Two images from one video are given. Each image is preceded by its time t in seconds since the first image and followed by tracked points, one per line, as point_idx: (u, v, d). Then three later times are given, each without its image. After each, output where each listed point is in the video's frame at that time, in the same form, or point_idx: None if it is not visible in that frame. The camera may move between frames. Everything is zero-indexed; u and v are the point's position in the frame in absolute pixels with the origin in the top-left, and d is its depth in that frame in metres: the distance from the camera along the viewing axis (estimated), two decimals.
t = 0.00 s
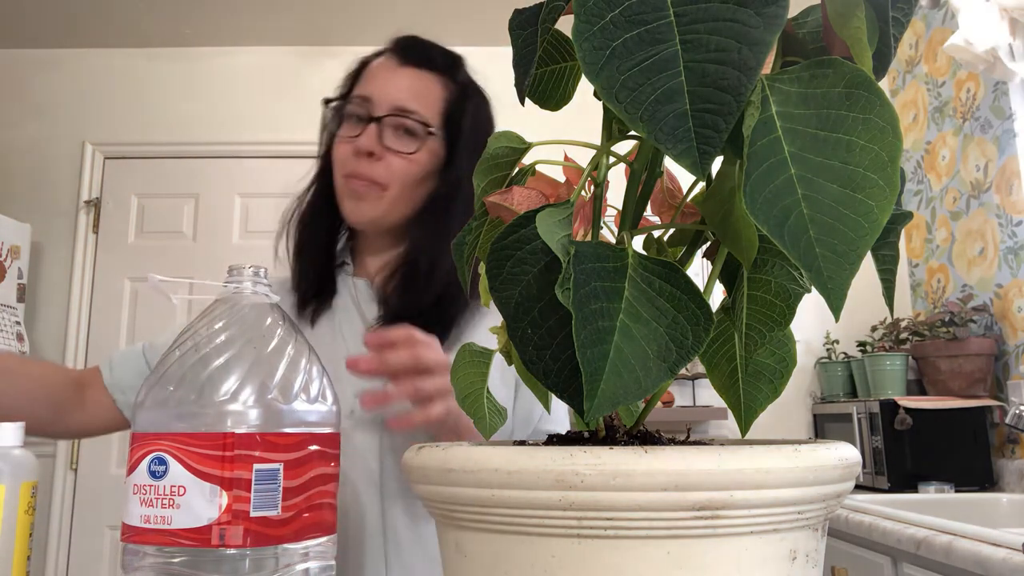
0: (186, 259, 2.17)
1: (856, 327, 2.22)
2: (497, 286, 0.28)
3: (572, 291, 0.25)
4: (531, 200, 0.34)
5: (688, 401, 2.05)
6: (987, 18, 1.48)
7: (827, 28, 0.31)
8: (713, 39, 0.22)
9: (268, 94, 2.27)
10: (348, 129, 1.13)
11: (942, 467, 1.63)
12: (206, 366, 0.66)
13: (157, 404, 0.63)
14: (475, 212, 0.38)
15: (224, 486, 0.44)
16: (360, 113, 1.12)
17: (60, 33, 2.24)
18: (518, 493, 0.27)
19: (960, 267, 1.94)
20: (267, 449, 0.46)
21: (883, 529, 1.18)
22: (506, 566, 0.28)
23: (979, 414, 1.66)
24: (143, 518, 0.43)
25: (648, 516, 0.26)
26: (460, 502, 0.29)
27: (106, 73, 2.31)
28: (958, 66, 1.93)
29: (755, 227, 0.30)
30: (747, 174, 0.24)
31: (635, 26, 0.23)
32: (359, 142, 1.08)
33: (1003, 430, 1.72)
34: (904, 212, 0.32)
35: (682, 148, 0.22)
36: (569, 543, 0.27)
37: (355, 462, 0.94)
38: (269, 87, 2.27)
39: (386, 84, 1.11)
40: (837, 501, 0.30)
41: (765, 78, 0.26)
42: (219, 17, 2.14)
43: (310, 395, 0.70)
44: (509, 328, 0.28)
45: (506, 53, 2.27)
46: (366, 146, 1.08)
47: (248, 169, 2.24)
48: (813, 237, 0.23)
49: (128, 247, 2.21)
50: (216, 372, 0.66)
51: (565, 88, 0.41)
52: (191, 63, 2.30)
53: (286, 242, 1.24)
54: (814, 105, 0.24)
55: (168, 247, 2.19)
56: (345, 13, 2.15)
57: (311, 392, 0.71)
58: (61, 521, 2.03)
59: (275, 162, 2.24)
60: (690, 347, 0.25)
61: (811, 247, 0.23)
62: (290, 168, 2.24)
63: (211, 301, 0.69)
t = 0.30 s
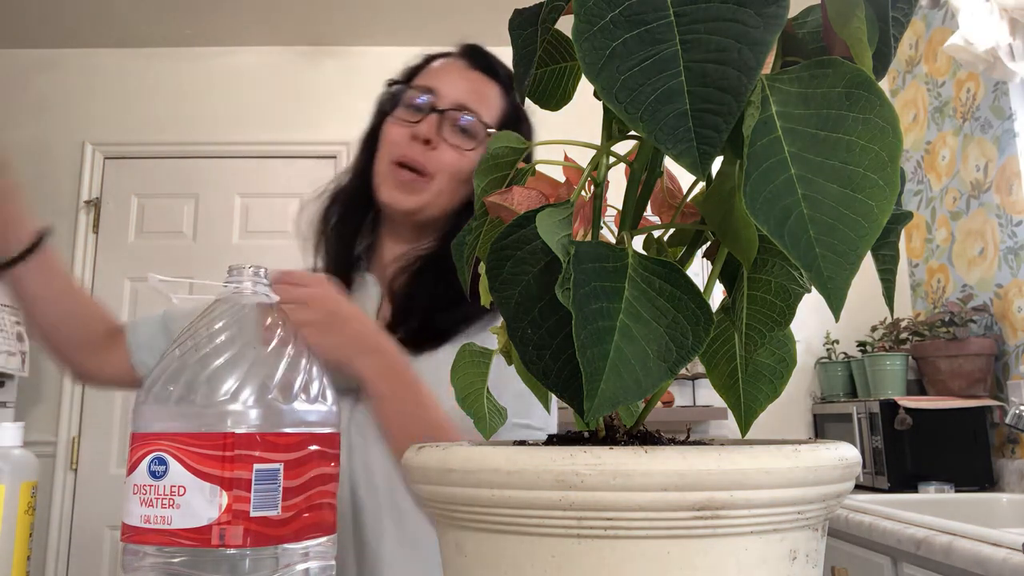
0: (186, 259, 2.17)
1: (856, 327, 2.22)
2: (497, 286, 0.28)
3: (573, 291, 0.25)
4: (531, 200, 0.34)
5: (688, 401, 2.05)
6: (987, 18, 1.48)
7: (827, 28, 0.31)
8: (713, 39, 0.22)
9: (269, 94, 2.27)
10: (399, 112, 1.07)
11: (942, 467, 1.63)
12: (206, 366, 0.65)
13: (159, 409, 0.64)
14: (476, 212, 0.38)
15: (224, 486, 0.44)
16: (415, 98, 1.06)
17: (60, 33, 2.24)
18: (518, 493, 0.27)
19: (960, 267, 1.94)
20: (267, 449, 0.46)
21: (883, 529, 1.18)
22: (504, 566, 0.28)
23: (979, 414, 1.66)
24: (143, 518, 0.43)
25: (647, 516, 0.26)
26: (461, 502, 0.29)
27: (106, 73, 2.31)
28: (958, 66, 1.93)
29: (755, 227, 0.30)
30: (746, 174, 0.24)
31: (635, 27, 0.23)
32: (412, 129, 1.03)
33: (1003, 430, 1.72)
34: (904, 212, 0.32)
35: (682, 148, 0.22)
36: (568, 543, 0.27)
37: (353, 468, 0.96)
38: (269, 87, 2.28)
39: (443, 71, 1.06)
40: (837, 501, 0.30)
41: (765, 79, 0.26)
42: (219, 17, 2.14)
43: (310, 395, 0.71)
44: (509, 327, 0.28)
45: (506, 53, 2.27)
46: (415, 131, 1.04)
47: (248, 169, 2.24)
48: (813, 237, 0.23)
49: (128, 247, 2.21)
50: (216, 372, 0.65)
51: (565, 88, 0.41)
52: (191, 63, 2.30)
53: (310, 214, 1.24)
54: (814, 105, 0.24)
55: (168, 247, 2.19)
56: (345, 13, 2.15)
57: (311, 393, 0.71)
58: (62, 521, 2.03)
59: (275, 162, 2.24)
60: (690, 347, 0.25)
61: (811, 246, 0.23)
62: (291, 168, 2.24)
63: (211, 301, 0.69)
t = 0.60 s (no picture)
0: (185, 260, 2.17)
1: (856, 327, 2.22)
2: (497, 286, 0.28)
3: (572, 291, 0.25)
4: (531, 200, 0.34)
5: (688, 401, 2.05)
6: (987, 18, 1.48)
7: (827, 28, 0.31)
8: (713, 39, 0.22)
9: (269, 94, 2.28)
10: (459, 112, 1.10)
11: (942, 467, 1.63)
12: (206, 367, 0.66)
13: (162, 415, 0.65)
14: (476, 212, 0.38)
15: (224, 486, 0.44)
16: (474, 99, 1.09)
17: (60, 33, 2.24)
18: (518, 493, 0.27)
19: (960, 267, 1.94)
20: (266, 449, 0.46)
21: (884, 529, 1.18)
22: (505, 566, 0.28)
23: (979, 414, 1.66)
24: (143, 518, 0.43)
25: (647, 516, 0.26)
26: (461, 502, 0.29)
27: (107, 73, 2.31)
28: (958, 66, 1.93)
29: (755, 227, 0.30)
30: (746, 174, 0.24)
31: (635, 26, 0.23)
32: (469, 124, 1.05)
33: (1003, 430, 1.72)
34: (905, 212, 0.32)
35: (682, 148, 0.22)
36: (569, 543, 0.27)
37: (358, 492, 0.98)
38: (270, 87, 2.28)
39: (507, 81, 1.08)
40: (837, 501, 0.30)
41: (765, 78, 0.26)
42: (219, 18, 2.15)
43: (310, 395, 0.71)
44: (510, 327, 0.28)
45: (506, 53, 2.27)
46: (479, 132, 1.08)
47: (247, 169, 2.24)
48: (813, 237, 0.23)
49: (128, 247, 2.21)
50: (215, 372, 0.65)
51: (564, 88, 0.41)
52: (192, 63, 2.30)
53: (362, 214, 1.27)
54: (814, 105, 0.24)
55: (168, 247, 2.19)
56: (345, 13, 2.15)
57: (311, 392, 0.71)
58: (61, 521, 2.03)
59: (275, 162, 2.24)
60: (690, 347, 0.25)
61: (811, 247, 0.23)
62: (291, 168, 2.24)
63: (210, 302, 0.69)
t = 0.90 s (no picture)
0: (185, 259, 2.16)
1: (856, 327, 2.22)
2: (497, 286, 0.28)
3: (572, 290, 0.25)
4: (531, 200, 0.34)
5: (688, 401, 2.05)
6: (987, 18, 1.48)
7: (827, 28, 0.31)
8: (713, 39, 0.22)
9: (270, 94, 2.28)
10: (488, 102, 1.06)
11: (942, 467, 1.63)
12: (205, 367, 0.66)
13: (163, 413, 0.64)
14: (476, 212, 0.38)
15: (223, 486, 0.44)
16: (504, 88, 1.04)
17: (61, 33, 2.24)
18: (518, 493, 0.27)
19: (960, 267, 1.94)
20: (266, 448, 0.46)
21: (883, 529, 1.18)
22: (504, 565, 0.28)
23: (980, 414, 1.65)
24: (143, 518, 0.43)
25: (647, 515, 0.26)
26: (461, 502, 0.29)
27: (107, 73, 2.31)
28: (958, 66, 1.93)
29: (756, 226, 0.30)
30: (746, 174, 0.24)
31: (635, 26, 0.23)
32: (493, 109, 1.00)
33: (1002, 430, 1.72)
34: (904, 212, 0.32)
35: (682, 148, 0.22)
36: (568, 544, 0.27)
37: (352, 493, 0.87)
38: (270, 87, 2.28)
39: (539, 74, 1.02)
40: (837, 501, 0.30)
41: (765, 78, 0.26)
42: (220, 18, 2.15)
43: (310, 395, 0.71)
44: (509, 328, 0.28)
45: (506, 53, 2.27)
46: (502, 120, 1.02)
47: (247, 169, 2.24)
48: (813, 237, 0.23)
49: (128, 247, 2.20)
50: (215, 373, 0.65)
51: (564, 88, 0.41)
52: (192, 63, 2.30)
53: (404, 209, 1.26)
54: (814, 106, 0.24)
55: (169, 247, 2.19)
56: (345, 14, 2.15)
57: (311, 392, 0.71)
58: (61, 521, 2.03)
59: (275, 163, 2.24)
60: (690, 347, 0.25)
61: (811, 246, 0.23)
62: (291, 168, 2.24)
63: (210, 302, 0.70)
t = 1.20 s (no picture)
0: (185, 260, 2.17)
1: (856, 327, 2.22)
2: (497, 285, 0.28)
3: (573, 291, 0.25)
4: (531, 200, 0.34)
5: (688, 401, 2.04)
6: (987, 18, 1.48)
7: (827, 29, 0.31)
8: (712, 40, 0.22)
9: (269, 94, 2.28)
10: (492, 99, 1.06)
11: (942, 467, 1.63)
12: (205, 367, 0.66)
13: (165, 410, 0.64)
14: (476, 212, 0.38)
15: (224, 486, 0.44)
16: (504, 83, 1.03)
17: (61, 33, 2.24)
18: (518, 493, 0.27)
19: (960, 267, 1.94)
20: (266, 448, 0.46)
21: (883, 529, 1.18)
22: (505, 565, 0.28)
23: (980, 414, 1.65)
24: (143, 518, 0.43)
25: (646, 516, 0.26)
26: (461, 502, 0.29)
27: (107, 72, 2.31)
28: (958, 66, 1.93)
29: (756, 226, 0.30)
30: (746, 174, 0.24)
31: (635, 26, 0.23)
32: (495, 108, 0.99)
33: (1002, 430, 1.72)
34: (905, 212, 0.32)
35: (682, 148, 0.22)
36: (568, 544, 0.27)
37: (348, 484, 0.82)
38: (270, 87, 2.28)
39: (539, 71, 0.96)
40: (837, 501, 0.30)
41: (765, 78, 0.26)
42: (220, 18, 2.15)
43: (310, 395, 0.71)
44: (509, 328, 0.28)
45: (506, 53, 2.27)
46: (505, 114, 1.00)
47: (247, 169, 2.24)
48: (813, 236, 0.23)
49: (129, 247, 2.20)
50: (215, 372, 0.65)
51: (565, 89, 0.41)
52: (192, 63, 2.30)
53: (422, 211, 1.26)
54: (814, 105, 0.24)
55: (168, 247, 2.19)
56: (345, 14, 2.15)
57: (311, 392, 0.71)
58: (62, 521, 2.03)
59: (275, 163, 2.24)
60: (690, 347, 0.25)
61: (811, 247, 0.23)
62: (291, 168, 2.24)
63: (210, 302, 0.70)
